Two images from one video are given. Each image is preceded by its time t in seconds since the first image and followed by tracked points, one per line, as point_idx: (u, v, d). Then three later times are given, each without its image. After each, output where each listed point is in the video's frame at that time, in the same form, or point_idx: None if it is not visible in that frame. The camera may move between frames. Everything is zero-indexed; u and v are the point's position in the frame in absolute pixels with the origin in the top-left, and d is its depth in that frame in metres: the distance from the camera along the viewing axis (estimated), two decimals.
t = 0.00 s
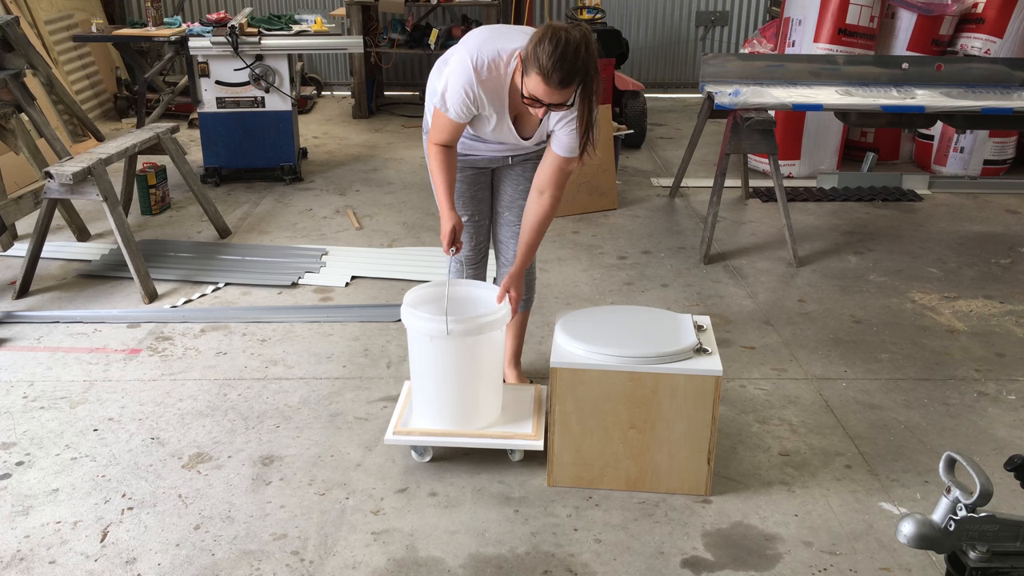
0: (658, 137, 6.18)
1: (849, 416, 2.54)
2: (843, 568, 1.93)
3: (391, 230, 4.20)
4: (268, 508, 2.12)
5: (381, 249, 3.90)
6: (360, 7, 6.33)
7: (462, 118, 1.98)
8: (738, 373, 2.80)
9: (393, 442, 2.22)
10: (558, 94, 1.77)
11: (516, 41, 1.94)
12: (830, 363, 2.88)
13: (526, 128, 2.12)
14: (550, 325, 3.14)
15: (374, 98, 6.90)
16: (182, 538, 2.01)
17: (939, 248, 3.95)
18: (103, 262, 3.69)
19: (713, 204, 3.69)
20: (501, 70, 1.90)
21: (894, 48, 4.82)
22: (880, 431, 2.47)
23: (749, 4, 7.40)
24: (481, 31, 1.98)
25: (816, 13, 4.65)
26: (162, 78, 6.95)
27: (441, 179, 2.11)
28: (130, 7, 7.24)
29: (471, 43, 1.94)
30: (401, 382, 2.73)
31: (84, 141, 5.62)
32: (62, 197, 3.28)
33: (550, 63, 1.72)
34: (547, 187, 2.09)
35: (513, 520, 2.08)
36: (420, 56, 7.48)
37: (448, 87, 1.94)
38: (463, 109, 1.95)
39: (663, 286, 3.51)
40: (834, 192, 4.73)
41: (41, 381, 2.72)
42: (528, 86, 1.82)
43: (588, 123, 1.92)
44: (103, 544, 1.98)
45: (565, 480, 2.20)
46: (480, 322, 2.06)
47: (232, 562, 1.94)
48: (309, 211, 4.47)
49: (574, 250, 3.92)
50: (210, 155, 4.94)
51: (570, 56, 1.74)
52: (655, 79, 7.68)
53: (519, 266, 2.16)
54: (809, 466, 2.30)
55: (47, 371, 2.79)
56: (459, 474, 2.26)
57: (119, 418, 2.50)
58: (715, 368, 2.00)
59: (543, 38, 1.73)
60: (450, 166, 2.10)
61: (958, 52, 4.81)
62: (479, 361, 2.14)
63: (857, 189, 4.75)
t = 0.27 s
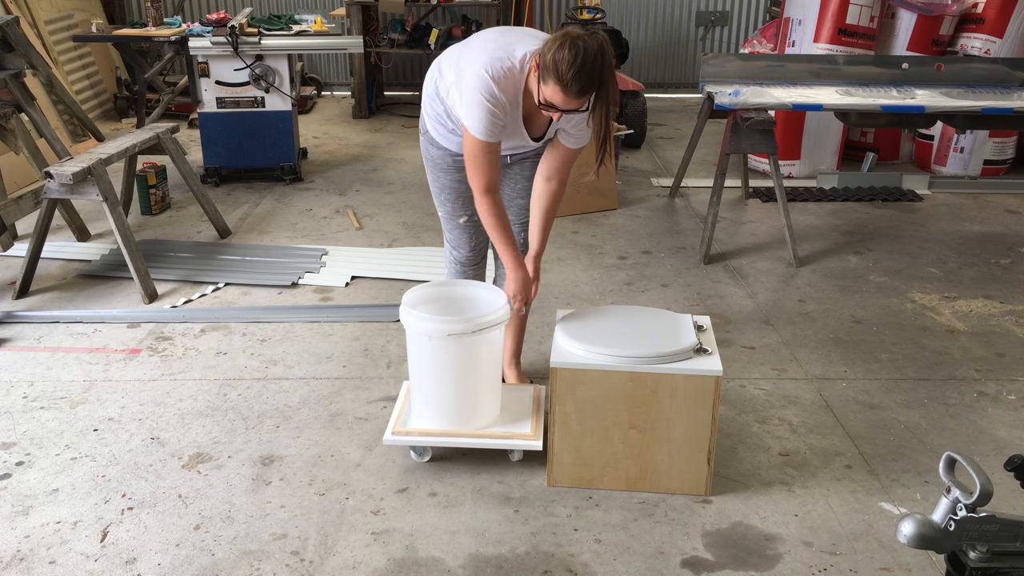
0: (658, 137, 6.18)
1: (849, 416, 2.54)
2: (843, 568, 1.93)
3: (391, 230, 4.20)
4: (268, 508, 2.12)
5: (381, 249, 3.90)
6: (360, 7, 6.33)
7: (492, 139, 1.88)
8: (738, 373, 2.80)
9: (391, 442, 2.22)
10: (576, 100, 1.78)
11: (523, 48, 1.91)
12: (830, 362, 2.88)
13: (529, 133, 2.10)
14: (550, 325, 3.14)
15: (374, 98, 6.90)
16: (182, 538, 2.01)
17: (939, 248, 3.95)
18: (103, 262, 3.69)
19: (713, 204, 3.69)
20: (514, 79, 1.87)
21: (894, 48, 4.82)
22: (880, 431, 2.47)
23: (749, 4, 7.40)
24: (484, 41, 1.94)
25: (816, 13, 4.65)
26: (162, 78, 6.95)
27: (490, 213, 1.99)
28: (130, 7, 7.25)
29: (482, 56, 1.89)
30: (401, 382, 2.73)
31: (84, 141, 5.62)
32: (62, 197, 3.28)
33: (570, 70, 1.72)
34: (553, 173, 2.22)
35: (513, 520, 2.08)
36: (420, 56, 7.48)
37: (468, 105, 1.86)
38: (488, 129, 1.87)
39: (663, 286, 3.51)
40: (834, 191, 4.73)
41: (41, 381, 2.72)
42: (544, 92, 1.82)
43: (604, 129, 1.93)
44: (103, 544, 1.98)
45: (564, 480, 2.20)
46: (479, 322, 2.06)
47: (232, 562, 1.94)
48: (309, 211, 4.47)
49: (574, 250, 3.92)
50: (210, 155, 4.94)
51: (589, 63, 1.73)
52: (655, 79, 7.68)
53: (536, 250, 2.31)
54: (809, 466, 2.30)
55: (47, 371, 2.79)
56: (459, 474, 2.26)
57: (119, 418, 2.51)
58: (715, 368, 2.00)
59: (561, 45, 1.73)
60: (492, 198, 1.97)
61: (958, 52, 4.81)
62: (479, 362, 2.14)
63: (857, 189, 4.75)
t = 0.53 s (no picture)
0: (658, 137, 6.18)
1: (849, 416, 2.55)
2: (843, 568, 1.93)
3: (391, 230, 4.20)
4: (268, 508, 2.12)
5: (381, 249, 3.90)
6: (360, 7, 6.33)
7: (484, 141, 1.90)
8: (738, 373, 2.80)
9: (391, 442, 2.22)
10: (577, 101, 1.79)
11: (529, 54, 1.92)
12: (830, 363, 2.88)
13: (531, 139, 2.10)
14: (549, 325, 3.14)
15: (374, 98, 6.90)
16: (182, 538, 2.01)
17: (939, 248, 3.95)
18: (103, 262, 3.69)
19: (713, 204, 3.69)
20: (518, 85, 1.88)
21: (893, 48, 4.82)
22: (880, 431, 2.47)
23: (749, 5, 7.40)
24: (489, 46, 1.95)
25: (816, 13, 4.65)
26: (162, 78, 6.95)
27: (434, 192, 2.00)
28: (130, 7, 7.25)
29: (487, 61, 1.90)
30: (401, 382, 2.73)
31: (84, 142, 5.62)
32: (62, 197, 3.28)
33: (571, 71, 1.74)
34: (546, 188, 2.17)
35: (513, 520, 2.08)
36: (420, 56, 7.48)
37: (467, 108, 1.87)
38: (483, 129, 1.88)
39: (663, 286, 3.51)
40: (834, 191, 4.73)
41: (41, 381, 2.72)
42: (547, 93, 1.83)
43: (609, 139, 1.93)
44: (103, 544, 1.98)
45: (564, 480, 2.20)
46: (478, 323, 2.06)
47: (232, 562, 1.94)
48: (309, 211, 4.47)
49: (574, 250, 3.92)
50: (210, 155, 4.93)
51: (590, 64, 1.76)
52: (655, 79, 7.68)
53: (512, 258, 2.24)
54: (809, 466, 2.30)
55: (47, 371, 2.79)
56: (459, 474, 2.26)
57: (119, 418, 2.51)
58: (716, 368, 2.00)
59: (564, 45, 1.75)
60: (449, 185, 1.99)
61: (958, 52, 4.81)
62: (478, 363, 2.14)
63: (857, 189, 4.75)
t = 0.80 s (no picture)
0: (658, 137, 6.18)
1: (849, 416, 2.55)
2: (843, 568, 1.93)
3: (391, 230, 4.20)
4: (268, 508, 2.12)
5: (381, 249, 3.90)
6: (360, 7, 6.33)
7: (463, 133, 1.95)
8: (738, 373, 2.80)
9: (390, 442, 2.22)
10: (548, 87, 1.78)
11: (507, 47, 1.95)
12: (830, 363, 2.88)
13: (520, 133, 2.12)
14: (549, 325, 3.14)
15: (374, 98, 6.90)
16: (182, 538, 2.01)
17: (939, 248, 3.95)
18: (103, 262, 3.69)
19: (713, 204, 3.69)
20: (495, 77, 1.91)
21: (893, 48, 4.82)
22: (880, 431, 2.47)
23: (749, 5, 7.40)
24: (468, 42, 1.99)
25: (816, 13, 4.65)
26: (162, 78, 6.95)
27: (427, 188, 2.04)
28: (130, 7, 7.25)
29: (465, 54, 1.94)
30: (401, 382, 2.73)
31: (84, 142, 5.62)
32: (62, 197, 3.28)
33: (542, 55, 1.73)
34: (546, 180, 2.14)
35: (513, 520, 2.08)
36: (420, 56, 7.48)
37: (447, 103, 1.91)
38: (461, 122, 1.93)
39: (663, 286, 3.51)
40: (834, 192, 4.73)
41: (41, 381, 2.72)
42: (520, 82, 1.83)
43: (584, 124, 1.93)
44: (103, 544, 1.98)
45: (565, 480, 2.20)
46: (475, 324, 2.06)
47: (232, 562, 1.94)
48: (309, 211, 4.47)
49: (574, 250, 3.92)
50: (210, 155, 4.93)
51: (561, 45, 1.75)
52: (656, 79, 7.68)
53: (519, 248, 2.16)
54: (809, 466, 2.30)
55: (47, 371, 2.79)
56: (458, 474, 2.26)
57: (119, 418, 2.51)
58: (716, 368, 2.00)
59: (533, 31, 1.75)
60: (440, 180, 2.04)
61: (958, 52, 4.81)
62: (474, 364, 2.14)
63: (857, 189, 4.75)
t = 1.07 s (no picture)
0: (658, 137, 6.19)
1: (849, 416, 2.55)
2: (843, 568, 1.93)
3: (391, 230, 4.20)
4: (268, 508, 2.12)
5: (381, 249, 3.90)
6: (360, 7, 6.33)
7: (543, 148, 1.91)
8: (738, 373, 2.80)
9: (390, 442, 2.22)
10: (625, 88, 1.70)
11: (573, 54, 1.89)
12: (830, 363, 2.88)
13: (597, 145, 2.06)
14: (549, 325, 3.14)
15: (374, 98, 6.90)
16: (182, 538, 2.01)
17: (939, 248, 3.95)
18: (103, 262, 3.69)
19: (713, 204, 3.69)
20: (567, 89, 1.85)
21: (894, 48, 4.82)
22: (880, 431, 2.47)
23: (749, 5, 7.40)
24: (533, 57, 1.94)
25: (816, 13, 4.65)
26: (162, 78, 6.95)
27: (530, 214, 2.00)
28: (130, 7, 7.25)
29: (532, 71, 1.89)
30: (401, 382, 2.73)
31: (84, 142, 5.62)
32: (62, 197, 3.28)
33: (616, 59, 1.64)
34: (668, 195, 2.07)
35: (513, 521, 2.08)
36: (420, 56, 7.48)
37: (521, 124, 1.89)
38: (534, 136, 1.90)
39: (663, 286, 3.51)
40: (834, 191, 4.73)
41: (41, 381, 2.72)
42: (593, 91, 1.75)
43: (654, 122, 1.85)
44: (103, 544, 1.98)
45: (564, 480, 2.20)
46: (474, 324, 2.07)
47: (232, 562, 1.94)
48: (309, 211, 4.47)
49: (574, 250, 3.92)
50: (210, 155, 4.93)
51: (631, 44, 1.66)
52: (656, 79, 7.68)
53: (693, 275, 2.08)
54: (809, 466, 2.30)
55: (47, 371, 2.79)
56: (458, 474, 2.26)
57: (119, 418, 2.51)
58: (715, 368, 2.00)
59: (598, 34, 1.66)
60: (536, 204, 1.99)
61: (958, 52, 4.81)
62: (474, 365, 2.14)
63: (857, 189, 4.75)
